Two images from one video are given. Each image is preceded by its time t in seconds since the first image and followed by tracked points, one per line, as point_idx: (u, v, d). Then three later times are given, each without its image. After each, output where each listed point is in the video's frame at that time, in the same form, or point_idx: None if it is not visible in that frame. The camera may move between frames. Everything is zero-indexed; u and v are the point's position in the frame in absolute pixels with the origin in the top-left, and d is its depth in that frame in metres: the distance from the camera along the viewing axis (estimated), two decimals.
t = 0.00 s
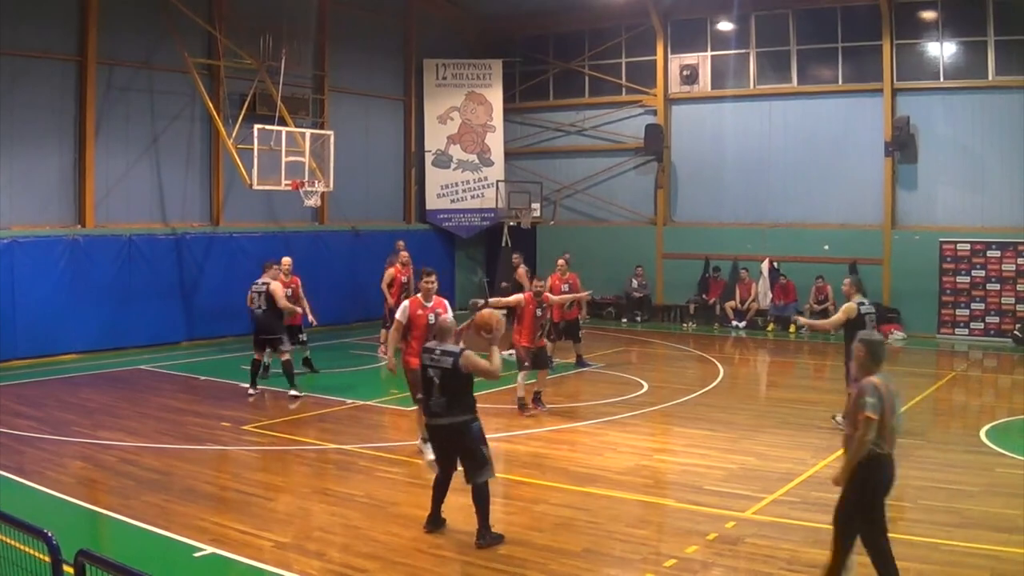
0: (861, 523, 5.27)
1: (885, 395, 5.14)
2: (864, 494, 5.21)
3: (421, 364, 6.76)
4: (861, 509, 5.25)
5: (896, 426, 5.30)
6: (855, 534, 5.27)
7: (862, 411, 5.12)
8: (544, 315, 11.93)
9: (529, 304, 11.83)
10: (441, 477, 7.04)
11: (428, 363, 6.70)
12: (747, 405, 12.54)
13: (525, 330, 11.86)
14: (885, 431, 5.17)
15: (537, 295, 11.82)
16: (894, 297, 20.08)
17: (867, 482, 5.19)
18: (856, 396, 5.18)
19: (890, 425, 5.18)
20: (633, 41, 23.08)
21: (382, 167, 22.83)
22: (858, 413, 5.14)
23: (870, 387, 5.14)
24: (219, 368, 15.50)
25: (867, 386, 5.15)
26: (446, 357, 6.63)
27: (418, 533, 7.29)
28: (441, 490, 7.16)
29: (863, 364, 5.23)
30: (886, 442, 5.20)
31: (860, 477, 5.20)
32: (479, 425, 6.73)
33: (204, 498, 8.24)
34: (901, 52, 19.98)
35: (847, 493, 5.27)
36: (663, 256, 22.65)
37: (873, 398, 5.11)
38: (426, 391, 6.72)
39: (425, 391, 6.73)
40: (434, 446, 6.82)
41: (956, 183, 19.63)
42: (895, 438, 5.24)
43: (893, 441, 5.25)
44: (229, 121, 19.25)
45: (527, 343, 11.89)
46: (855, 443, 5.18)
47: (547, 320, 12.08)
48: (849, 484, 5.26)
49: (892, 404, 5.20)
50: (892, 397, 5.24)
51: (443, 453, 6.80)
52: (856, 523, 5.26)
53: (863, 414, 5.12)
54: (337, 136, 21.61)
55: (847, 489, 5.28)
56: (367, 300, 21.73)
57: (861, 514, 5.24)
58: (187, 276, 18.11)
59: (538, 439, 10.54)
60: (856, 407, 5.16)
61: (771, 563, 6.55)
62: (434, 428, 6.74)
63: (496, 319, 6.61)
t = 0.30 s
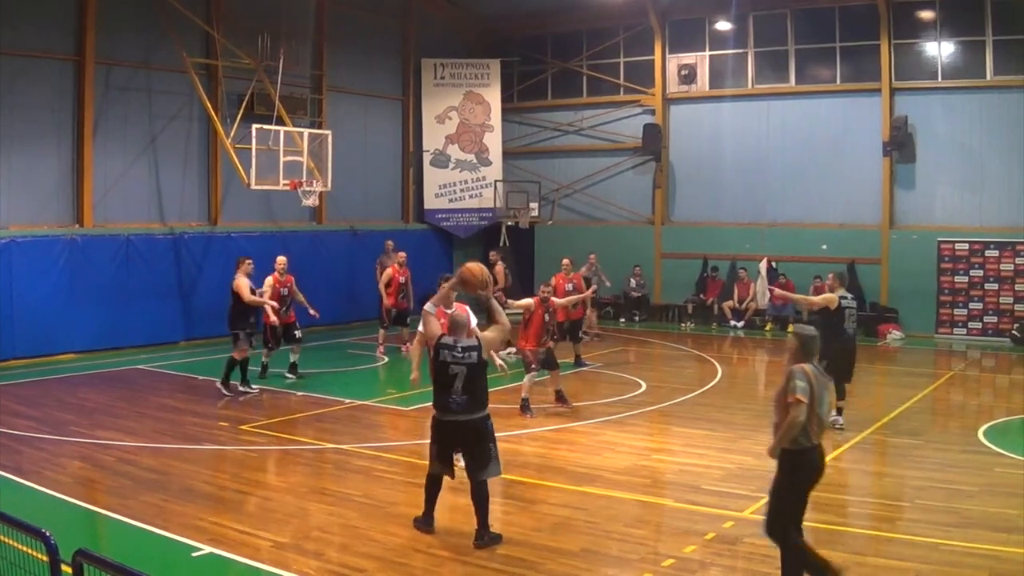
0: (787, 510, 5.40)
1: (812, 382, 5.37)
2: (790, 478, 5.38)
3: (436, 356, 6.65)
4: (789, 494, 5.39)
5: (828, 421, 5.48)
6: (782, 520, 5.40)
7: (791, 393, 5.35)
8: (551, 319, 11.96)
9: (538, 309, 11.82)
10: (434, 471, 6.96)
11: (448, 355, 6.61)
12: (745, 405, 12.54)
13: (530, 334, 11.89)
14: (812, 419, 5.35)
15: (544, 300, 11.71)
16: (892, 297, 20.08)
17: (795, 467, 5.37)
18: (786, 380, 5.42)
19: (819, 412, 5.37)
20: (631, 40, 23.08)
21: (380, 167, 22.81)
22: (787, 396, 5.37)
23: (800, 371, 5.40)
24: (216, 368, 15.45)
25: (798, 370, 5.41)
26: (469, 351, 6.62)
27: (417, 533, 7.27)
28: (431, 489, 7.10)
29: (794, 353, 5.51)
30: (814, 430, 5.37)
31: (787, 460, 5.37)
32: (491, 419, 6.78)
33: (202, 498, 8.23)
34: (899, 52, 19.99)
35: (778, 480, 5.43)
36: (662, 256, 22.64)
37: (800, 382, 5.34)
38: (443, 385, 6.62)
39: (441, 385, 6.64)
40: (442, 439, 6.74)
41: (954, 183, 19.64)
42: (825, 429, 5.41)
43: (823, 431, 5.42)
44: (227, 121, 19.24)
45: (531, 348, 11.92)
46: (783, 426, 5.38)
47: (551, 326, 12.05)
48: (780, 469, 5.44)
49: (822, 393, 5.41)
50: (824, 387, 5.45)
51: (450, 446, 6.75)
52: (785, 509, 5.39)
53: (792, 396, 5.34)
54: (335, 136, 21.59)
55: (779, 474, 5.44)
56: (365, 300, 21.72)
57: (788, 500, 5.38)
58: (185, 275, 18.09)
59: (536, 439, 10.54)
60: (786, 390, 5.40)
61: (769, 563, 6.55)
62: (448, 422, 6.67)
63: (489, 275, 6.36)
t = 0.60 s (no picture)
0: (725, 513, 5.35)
1: (746, 382, 5.37)
2: (729, 481, 5.32)
3: (434, 355, 6.59)
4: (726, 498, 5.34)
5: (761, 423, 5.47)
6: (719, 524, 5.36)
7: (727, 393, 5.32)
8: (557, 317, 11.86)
9: (545, 307, 11.70)
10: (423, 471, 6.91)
11: (446, 354, 6.58)
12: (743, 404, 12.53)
13: (535, 331, 11.90)
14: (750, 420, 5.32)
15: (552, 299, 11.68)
16: (891, 297, 20.09)
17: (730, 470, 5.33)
18: (720, 381, 5.40)
19: (756, 414, 5.35)
20: (629, 40, 23.08)
21: (379, 167, 22.80)
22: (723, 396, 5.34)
23: (734, 372, 5.39)
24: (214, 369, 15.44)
25: (731, 371, 5.41)
26: (466, 349, 6.65)
27: (415, 533, 7.26)
28: (425, 491, 7.09)
29: (725, 355, 5.50)
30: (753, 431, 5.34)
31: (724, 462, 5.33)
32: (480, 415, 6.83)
33: (200, 498, 8.21)
34: (897, 52, 20.00)
35: (715, 482, 5.38)
36: (660, 256, 22.65)
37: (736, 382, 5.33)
38: (441, 383, 6.59)
39: (438, 383, 6.59)
40: (435, 438, 6.71)
41: (953, 183, 19.65)
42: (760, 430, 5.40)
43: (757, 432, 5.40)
44: (225, 121, 19.23)
45: (536, 344, 11.94)
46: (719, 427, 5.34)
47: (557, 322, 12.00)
48: (716, 472, 5.39)
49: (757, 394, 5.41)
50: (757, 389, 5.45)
51: (443, 444, 6.73)
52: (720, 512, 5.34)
53: (728, 397, 5.32)
54: (333, 136, 21.58)
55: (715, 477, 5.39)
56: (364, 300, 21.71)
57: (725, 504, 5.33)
58: (183, 275, 18.07)
59: (534, 439, 10.53)
60: (722, 391, 5.38)
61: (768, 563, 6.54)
62: (443, 420, 6.67)
63: (468, 265, 6.12)
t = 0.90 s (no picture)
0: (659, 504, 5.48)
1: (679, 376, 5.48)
2: (663, 472, 5.45)
3: (427, 352, 6.58)
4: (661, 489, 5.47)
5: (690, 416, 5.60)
6: (655, 514, 5.48)
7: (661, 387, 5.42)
8: (542, 316, 11.83)
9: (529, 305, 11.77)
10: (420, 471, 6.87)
11: (439, 352, 6.58)
12: (741, 404, 12.53)
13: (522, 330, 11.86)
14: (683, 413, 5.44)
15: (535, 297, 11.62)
16: (889, 297, 20.10)
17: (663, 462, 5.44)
18: (653, 375, 5.50)
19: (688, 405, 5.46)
20: (627, 40, 23.10)
21: (378, 166, 22.79)
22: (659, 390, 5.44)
23: (666, 367, 5.48)
24: (212, 368, 15.42)
25: (663, 366, 5.49)
26: (458, 346, 6.65)
27: (412, 532, 7.26)
28: (422, 492, 7.09)
29: (656, 349, 5.60)
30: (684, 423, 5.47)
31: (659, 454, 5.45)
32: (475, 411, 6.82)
33: (197, 498, 8.21)
34: (895, 52, 20.03)
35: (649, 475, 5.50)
36: (658, 256, 22.65)
37: (669, 376, 5.43)
38: (436, 380, 6.59)
39: (433, 381, 6.59)
40: (431, 436, 6.69)
41: (951, 183, 19.65)
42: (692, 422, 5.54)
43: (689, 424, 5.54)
44: (223, 121, 19.21)
45: (525, 343, 11.90)
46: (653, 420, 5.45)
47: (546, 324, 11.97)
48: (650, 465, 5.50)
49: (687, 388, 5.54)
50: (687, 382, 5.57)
51: (439, 442, 6.72)
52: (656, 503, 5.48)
53: (663, 391, 5.42)
54: (331, 135, 21.58)
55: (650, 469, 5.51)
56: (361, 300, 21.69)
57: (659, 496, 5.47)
58: (181, 274, 18.05)
59: (533, 439, 10.53)
60: (655, 386, 5.47)
61: (765, 563, 6.54)
62: (439, 417, 6.66)
63: (458, 260, 6.13)
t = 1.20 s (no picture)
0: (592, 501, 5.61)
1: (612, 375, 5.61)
2: (598, 470, 5.56)
3: (429, 353, 6.58)
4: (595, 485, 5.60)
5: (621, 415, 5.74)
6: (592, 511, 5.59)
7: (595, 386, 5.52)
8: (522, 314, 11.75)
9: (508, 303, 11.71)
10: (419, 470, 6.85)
11: (440, 352, 6.59)
12: (738, 405, 12.53)
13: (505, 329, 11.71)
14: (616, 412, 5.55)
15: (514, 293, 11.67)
16: (887, 297, 20.11)
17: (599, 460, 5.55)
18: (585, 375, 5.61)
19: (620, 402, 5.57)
20: (625, 40, 23.10)
21: (375, 166, 22.78)
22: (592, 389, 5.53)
23: (598, 366, 5.60)
24: (210, 368, 15.40)
25: (596, 365, 5.62)
26: (460, 346, 6.65)
27: (409, 533, 7.26)
28: (421, 492, 7.09)
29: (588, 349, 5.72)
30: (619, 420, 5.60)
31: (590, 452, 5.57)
32: (478, 410, 6.83)
33: (195, 498, 8.20)
34: (892, 52, 20.04)
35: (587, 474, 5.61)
36: (656, 256, 22.66)
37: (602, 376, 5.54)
38: (438, 380, 6.58)
39: (434, 380, 6.58)
40: (432, 435, 6.68)
41: (949, 183, 19.66)
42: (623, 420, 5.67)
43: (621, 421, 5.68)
44: (220, 121, 19.18)
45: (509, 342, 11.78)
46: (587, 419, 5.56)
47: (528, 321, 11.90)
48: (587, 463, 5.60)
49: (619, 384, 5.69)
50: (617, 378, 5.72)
51: (440, 443, 6.71)
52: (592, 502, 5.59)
53: (596, 389, 5.52)
54: (329, 135, 21.57)
55: (584, 469, 5.64)
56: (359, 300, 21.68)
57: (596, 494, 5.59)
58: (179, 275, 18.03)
59: (531, 439, 10.52)
60: (589, 385, 5.56)
61: (763, 563, 6.54)
62: (442, 416, 6.66)
63: (462, 261, 6.12)
